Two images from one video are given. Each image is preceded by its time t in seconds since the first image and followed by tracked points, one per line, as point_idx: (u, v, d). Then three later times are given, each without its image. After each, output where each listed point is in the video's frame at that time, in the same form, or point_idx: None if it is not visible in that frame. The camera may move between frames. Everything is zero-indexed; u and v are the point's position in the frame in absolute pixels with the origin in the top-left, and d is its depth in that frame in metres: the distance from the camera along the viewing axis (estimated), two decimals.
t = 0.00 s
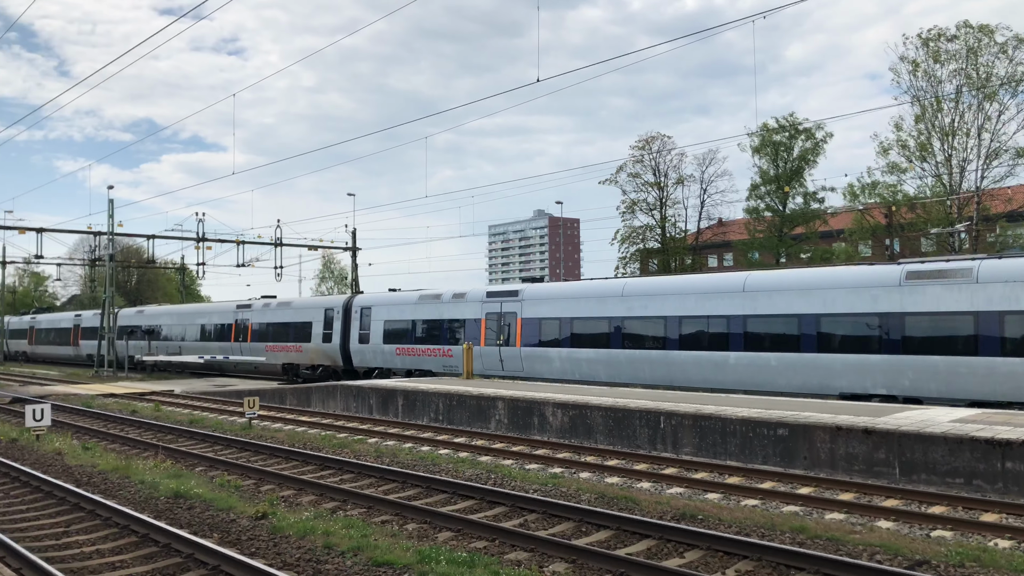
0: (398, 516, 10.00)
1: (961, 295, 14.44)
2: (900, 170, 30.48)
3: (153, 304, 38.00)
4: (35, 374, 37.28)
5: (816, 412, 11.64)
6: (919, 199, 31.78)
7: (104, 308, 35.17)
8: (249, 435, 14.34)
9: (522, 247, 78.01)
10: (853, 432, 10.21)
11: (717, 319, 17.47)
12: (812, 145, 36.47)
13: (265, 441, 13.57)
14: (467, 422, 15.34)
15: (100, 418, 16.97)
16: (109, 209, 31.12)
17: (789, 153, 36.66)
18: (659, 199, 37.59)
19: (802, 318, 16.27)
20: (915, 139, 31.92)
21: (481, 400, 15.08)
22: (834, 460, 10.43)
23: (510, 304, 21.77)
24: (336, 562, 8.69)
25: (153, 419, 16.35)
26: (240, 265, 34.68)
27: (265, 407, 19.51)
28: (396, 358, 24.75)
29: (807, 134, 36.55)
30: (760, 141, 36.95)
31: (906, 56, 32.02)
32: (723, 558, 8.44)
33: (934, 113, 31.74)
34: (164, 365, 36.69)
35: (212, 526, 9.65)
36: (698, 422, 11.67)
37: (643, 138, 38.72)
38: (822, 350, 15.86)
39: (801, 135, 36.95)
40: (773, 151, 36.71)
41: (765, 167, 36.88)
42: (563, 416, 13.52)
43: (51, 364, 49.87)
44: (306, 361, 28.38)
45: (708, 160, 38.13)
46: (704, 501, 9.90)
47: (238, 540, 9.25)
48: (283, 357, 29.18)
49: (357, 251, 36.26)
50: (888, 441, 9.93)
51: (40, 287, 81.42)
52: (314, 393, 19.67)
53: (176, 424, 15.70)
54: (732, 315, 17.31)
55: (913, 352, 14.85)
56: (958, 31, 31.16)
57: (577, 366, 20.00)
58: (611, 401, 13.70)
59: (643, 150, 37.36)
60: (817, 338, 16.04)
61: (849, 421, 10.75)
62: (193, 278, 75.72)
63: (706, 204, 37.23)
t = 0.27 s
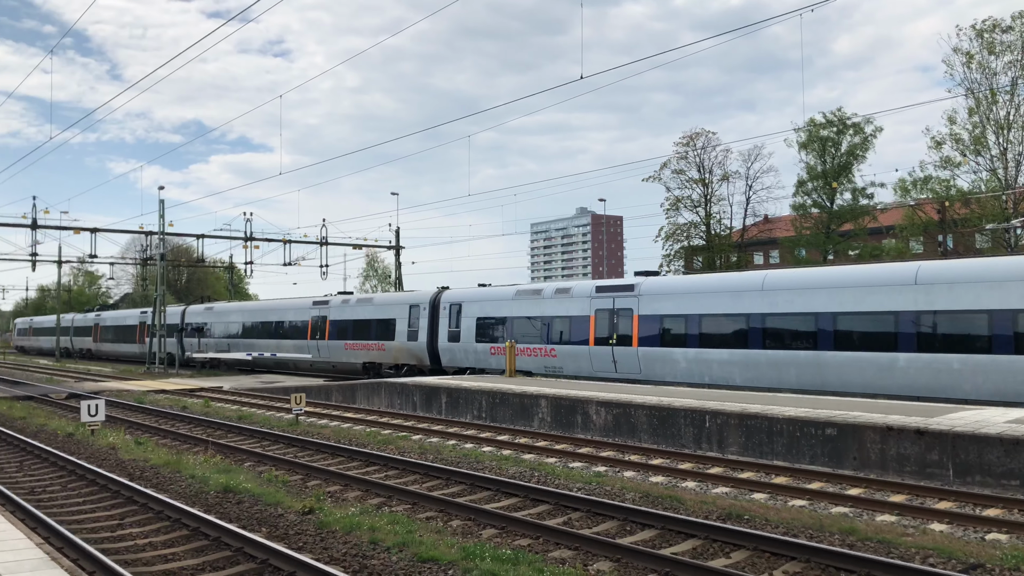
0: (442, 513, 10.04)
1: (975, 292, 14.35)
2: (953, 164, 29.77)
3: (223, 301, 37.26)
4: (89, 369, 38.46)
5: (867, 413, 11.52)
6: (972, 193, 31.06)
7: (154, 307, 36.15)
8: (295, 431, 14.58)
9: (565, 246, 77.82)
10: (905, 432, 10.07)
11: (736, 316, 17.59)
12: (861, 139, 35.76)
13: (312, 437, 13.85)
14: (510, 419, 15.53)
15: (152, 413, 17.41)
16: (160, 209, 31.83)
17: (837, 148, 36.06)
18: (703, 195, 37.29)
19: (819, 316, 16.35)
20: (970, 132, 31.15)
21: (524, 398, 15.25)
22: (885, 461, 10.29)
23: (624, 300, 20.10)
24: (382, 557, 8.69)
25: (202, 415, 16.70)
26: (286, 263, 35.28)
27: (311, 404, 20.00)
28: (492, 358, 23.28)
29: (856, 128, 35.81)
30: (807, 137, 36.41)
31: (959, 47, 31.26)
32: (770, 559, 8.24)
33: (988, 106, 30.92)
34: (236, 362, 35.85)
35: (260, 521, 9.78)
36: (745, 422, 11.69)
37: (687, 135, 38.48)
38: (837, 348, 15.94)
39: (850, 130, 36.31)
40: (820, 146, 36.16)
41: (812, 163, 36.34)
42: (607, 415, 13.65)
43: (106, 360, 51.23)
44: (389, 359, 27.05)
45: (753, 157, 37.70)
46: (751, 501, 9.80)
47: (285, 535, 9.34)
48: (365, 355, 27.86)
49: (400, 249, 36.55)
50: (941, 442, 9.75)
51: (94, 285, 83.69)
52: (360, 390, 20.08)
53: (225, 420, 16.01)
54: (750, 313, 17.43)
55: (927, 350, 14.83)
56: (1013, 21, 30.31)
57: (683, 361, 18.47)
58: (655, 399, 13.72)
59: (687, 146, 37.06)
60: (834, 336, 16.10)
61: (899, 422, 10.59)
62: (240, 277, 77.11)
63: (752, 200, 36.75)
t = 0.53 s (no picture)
0: (477, 508, 10.06)
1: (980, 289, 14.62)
2: (998, 157, 29.19)
3: (282, 295, 36.04)
4: (131, 365, 39.28)
5: (908, 412, 11.38)
6: (1018, 187, 30.47)
7: (194, 304, 36.86)
8: (333, 426, 14.75)
9: (600, 241, 77.57)
10: (948, 431, 9.93)
11: (749, 313, 18.09)
12: (902, 132, 35.26)
13: (349, 432, 14.01)
14: (545, 416, 15.59)
15: (192, 408, 17.74)
16: (199, 208, 32.36)
17: (878, 142, 35.53)
18: (741, 190, 36.94)
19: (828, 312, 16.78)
20: (1015, 124, 30.51)
21: (559, 394, 15.30)
22: (928, 460, 10.15)
23: (701, 295, 19.22)
24: (418, 552, 8.66)
25: (242, 410, 16.97)
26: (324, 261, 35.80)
27: (347, 399, 20.27)
28: (586, 357, 21.72)
29: (897, 121, 35.35)
30: (846, 130, 35.93)
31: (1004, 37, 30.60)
32: (809, 558, 8.04)
33: None
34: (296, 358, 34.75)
35: (298, 515, 9.88)
36: (783, 420, 11.69)
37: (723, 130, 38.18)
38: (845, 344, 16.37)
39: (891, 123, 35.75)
40: (860, 140, 35.66)
41: (852, 157, 35.88)
42: (643, 412, 13.66)
43: (149, 356, 52.44)
44: (467, 358, 25.65)
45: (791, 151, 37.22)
46: (789, 499, 9.70)
47: (323, 529, 9.39)
48: (440, 353, 26.44)
49: (435, 246, 36.69)
50: (986, 441, 9.58)
51: (136, 282, 85.39)
52: (395, 385, 20.31)
53: (263, 415, 16.25)
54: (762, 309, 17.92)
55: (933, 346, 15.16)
56: None
57: (823, 362, 16.66)
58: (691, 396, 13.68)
59: (724, 141, 36.74)
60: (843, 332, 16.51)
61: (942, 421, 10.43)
62: (278, 273, 78.10)
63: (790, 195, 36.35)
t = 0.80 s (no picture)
0: (502, 506, 10.06)
1: (971, 289, 15.11)
2: None
3: (333, 292, 34.62)
4: (160, 361, 39.79)
5: (939, 413, 11.23)
6: None
7: (221, 302, 37.26)
8: (358, 423, 14.84)
9: (625, 239, 77.26)
10: (979, 431, 9.82)
11: (751, 311, 18.58)
12: (933, 129, 34.83)
13: (374, 429, 14.11)
14: (569, 414, 15.58)
15: (219, 405, 17.94)
16: (226, 206, 32.66)
17: (908, 139, 35.11)
18: (767, 187, 36.63)
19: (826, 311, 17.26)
20: None
21: (583, 393, 15.28)
22: (959, 462, 10.03)
23: (729, 293, 19.17)
24: (443, 549, 8.66)
25: (268, 407, 17.11)
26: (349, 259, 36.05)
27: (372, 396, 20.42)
28: (681, 359, 19.98)
29: (927, 117, 34.91)
30: (875, 127, 35.52)
31: None
32: (837, 559, 7.89)
33: None
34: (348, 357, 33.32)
35: (324, 511, 9.94)
36: (811, 419, 11.63)
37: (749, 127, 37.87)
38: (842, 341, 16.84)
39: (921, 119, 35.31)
40: (890, 137, 35.24)
41: (881, 154, 35.46)
42: (668, 411, 13.62)
43: (176, 352, 53.08)
44: (542, 359, 23.90)
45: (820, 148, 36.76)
46: (817, 500, 9.61)
47: (348, 525, 9.43)
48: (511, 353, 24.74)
49: (459, 244, 36.72)
50: (1018, 442, 9.44)
51: (164, 280, 86.42)
52: (420, 383, 20.43)
53: (289, 412, 16.37)
54: (762, 307, 18.45)
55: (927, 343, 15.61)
56: None
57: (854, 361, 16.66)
58: (718, 395, 13.61)
59: (750, 137, 36.45)
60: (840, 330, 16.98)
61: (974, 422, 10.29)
62: (304, 271, 78.60)
63: (818, 192, 35.96)
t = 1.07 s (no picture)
0: (516, 504, 10.08)
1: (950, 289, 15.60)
2: None
3: (376, 287, 33.02)
4: (177, 358, 40.08)
5: (957, 413, 11.13)
6: None
7: (237, 299, 37.57)
8: (373, 420, 14.92)
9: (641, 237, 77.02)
10: (998, 432, 9.74)
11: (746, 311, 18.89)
12: (952, 127, 34.47)
13: (389, 426, 14.18)
14: (584, 412, 15.59)
15: (235, 400, 18.08)
16: (244, 204, 32.82)
17: (927, 137, 34.82)
18: (784, 185, 36.42)
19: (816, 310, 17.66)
20: None
21: (598, 391, 15.28)
22: (977, 463, 9.95)
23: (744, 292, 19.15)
24: (457, 546, 8.68)
25: (284, 403, 17.23)
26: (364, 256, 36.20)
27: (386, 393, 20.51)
28: (786, 361, 18.09)
29: (948, 115, 34.57)
30: (894, 125, 35.22)
31: None
32: (852, 559, 7.85)
33: None
34: (392, 355, 31.65)
35: (339, 507, 9.99)
36: (827, 419, 11.58)
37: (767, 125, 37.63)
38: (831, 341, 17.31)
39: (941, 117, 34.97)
40: (909, 135, 34.96)
41: (900, 152, 35.16)
42: (684, 409, 13.60)
43: (193, 348, 53.49)
44: (617, 360, 22.15)
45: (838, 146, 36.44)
46: (832, 500, 9.56)
47: (363, 521, 9.47)
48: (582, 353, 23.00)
49: (475, 242, 36.72)
50: None
51: (182, 276, 87.02)
52: (435, 380, 20.50)
53: (305, 408, 16.47)
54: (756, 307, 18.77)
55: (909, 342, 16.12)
56: None
57: (871, 362, 16.62)
58: (733, 395, 13.59)
59: (768, 135, 36.25)
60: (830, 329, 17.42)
61: (993, 423, 10.21)
62: (321, 268, 78.83)
63: (835, 190, 35.70)
